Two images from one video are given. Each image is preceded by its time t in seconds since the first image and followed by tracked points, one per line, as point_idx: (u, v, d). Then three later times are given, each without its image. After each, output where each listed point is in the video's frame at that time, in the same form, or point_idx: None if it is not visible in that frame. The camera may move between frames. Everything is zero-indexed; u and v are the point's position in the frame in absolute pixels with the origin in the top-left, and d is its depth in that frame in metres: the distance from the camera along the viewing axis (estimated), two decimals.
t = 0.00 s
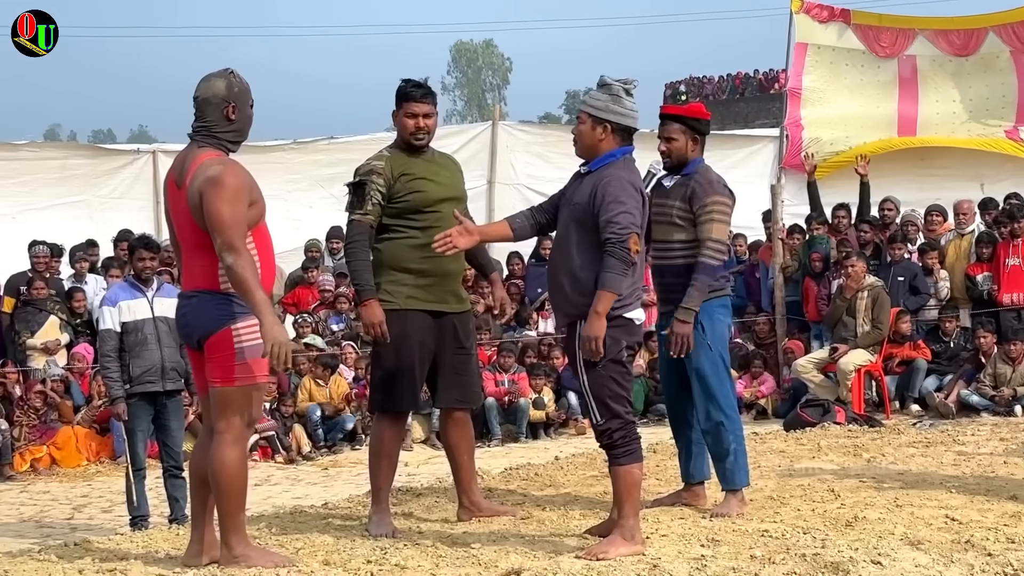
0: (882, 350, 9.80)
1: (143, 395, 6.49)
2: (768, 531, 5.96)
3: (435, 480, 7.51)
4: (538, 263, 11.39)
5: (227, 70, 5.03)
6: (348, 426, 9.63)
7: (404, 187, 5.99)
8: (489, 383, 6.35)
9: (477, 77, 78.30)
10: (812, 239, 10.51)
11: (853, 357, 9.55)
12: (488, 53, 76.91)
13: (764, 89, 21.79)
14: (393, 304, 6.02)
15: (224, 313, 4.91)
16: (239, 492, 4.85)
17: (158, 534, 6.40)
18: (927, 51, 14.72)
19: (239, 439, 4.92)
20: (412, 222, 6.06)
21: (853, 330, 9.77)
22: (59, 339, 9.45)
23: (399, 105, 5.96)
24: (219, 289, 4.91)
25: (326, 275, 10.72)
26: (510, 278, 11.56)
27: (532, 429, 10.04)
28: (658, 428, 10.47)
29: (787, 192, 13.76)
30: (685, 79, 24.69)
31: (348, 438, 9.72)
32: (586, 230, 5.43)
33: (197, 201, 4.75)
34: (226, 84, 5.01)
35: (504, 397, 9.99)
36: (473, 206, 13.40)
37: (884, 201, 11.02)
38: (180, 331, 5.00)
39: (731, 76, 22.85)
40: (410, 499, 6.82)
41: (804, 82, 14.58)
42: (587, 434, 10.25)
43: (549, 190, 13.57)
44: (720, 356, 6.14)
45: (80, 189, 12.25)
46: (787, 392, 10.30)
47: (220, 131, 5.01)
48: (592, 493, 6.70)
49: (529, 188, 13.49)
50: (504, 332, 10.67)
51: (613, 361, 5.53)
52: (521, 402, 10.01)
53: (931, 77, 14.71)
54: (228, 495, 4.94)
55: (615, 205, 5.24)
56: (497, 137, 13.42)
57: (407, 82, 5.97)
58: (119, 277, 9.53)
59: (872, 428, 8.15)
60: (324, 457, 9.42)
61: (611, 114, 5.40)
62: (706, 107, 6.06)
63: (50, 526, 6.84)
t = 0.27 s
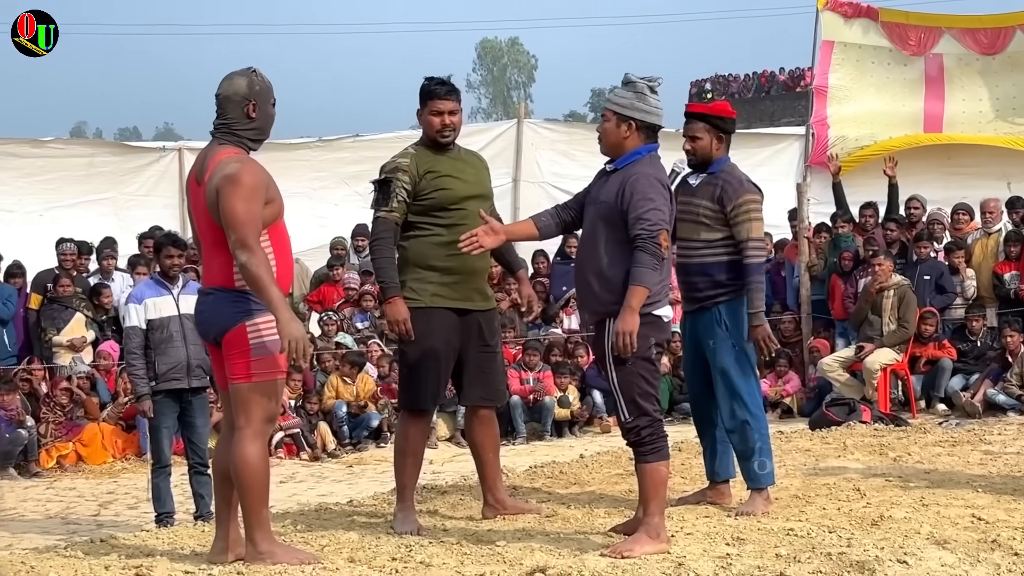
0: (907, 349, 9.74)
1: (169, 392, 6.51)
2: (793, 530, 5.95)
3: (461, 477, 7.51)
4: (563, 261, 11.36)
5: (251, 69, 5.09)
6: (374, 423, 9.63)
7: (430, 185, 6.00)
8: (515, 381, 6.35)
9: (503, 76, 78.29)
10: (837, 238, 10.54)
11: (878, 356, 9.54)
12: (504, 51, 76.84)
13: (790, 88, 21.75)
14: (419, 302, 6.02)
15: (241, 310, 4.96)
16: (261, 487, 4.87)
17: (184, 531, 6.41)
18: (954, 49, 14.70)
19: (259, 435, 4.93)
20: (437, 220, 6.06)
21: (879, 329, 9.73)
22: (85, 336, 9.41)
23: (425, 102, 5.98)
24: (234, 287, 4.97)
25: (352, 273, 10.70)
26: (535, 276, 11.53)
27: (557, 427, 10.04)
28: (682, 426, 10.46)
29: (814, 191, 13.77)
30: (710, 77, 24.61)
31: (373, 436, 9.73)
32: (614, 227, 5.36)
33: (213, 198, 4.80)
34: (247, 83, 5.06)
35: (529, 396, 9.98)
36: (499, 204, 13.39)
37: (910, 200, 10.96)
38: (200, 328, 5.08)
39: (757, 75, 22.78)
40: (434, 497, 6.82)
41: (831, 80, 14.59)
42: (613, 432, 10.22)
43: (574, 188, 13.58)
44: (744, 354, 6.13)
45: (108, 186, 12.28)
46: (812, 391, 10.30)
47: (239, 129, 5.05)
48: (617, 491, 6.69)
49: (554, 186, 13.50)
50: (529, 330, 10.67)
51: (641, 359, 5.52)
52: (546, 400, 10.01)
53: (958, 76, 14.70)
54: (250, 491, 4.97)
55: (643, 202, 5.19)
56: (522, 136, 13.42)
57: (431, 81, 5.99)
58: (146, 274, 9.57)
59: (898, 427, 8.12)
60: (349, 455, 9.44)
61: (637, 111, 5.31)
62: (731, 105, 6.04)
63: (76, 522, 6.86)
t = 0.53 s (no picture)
0: (934, 349, 9.73)
1: (195, 389, 6.53)
2: (819, 530, 5.94)
3: (485, 475, 7.51)
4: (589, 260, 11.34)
5: (268, 65, 5.10)
6: (400, 420, 9.65)
7: (455, 182, 6.00)
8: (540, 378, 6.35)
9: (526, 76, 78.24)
10: (862, 236, 10.59)
11: (905, 355, 9.49)
12: (519, 51, 76.76)
13: (816, 87, 21.68)
14: (444, 300, 6.03)
15: (259, 307, 4.99)
16: (284, 485, 4.87)
17: (209, 529, 6.44)
18: (980, 49, 14.65)
19: (281, 431, 4.95)
20: (462, 217, 6.06)
21: (904, 328, 9.68)
22: (110, 333, 9.37)
23: (449, 101, 5.97)
24: (250, 284, 5.00)
25: (376, 270, 10.63)
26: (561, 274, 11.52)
27: (581, 425, 10.06)
28: (706, 426, 10.44)
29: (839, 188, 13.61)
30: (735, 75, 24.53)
31: (398, 434, 9.74)
32: (640, 223, 5.34)
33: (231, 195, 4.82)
34: (262, 81, 5.07)
35: (554, 394, 9.95)
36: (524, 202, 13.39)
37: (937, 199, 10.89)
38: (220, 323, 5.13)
39: (782, 74, 22.71)
40: (459, 495, 6.83)
41: (856, 79, 14.57)
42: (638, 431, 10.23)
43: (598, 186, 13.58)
44: (776, 353, 6.11)
45: (133, 184, 12.34)
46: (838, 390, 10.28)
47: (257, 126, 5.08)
48: (642, 490, 6.69)
49: (579, 184, 13.52)
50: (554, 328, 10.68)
51: (667, 357, 5.52)
52: (571, 399, 9.97)
53: (983, 76, 14.69)
54: (273, 488, 4.99)
55: (670, 199, 5.14)
56: (547, 134, 13.40)
57: (453, 79, 5.97)
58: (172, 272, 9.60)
59: (923, 427, 8.10)
60: (374, 453, 9.43)
61: (666, 110, 5.29)
62: (750, 103, 6.02)
63: (101, 519, 6.90)
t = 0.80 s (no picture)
0: (955, 350, 9.68)
1: (214, 387, 6.52)
2: (838, 530, 5.93)
3: (505, 474, 7.52)
4: (607, 259, 11.42)
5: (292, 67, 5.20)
6: (419, 418, 9.69)
7: (473, 181, 6.00)
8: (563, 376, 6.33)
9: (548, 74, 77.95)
10: (879, 236, 10.60)
11: (925, 355, 9.48)
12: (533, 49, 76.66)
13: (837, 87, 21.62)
14: (464, 299, 6.04)
15: (277, 306, 5.03)
16: (305, 483, 4.90)
17: (228, 526, 6.47)
18: (1001, 49, 14.44)
19: (301, 428, 4.97)
20: (481, 216, 6.06)
21: (925, 328, 9.70)
22: (132, 330, 9.44)
23: (477, 100, 5.97)
24: (269, 282, 5.04)
25: (394, 269, 10.51)
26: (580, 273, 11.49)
27: (601, 424, 10.06)
28: (725, 425, 10.42)
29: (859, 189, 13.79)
30: (756, 74, 24.43)
31: (417, 433, 9.78)
32: (659, 222, 5.33)
33: (250, 193, 4.86)
34: (289, 82, 5.16)
35: (574, 392, 9.96)
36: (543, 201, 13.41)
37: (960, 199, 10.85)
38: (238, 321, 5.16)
39: (804, 73, 22.62)
40: (478, 494, 6.84)
41: (877, 78, 14.25)
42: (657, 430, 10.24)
43: (618, 185, 13.57)
44: (792, 354, 6.10)
45: (153, 182, 12.36)
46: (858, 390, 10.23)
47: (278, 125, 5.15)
48: (662, 489, 6.69)
49: (599, 183, 13.50)
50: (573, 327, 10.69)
51: (687, 357, 5.52)
52: (591, 398, 9.98)
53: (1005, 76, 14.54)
54: (294, 485, 5.02)
55: (689, 199, 5.12)
56: (567, 132, 13.39)
57: (474, 79, 6.00)
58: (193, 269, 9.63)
59: (944, 427, 8.08)
60: (393, 451, 9.43)
61: (689, 109, 5.28)
62: (772, 102, 6.03)
63: (121, 517, 6.93)
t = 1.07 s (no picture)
0: (966, 350, 9.64)
1: (223, 386, 6.58)
2: (847, 531, 5.93)
3: (514, 473, 7.53)
4: (619, 257, 11.38)
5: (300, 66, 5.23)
6: (427, 416, 9.66)
7: (484, 180, 6.00)
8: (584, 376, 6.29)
9: (559, 71, 77.69)
10: (890, 236, 10.55)
11: (938, 355, 9.46)
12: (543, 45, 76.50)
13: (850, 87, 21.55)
14: (474, 298, 6.06)
15: (288, 305, 5.07)
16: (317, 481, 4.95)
17: (238, 524, 6.51)
18: (1012, 49, 14.52)
19: (313, 426, 5.02)
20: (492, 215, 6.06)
21: (937, 328, 9.62)
22: (144, 328, 9.43)
23: (492, 100, 5.98)
24: (281, 280, 5.09)
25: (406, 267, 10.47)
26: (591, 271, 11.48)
27: (611, 423, 10.07)
28: (737, 424, 10.41)
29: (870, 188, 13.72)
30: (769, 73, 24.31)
31: (428, 430, 9.77)
32: (668, 222, 5.34)
33: (265, 190, 4.94)
34: (299, 81, 5.19)
35: (584, 392, 9.95)
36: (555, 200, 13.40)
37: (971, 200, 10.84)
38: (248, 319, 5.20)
39: (817, 71, 22.54)
40: (487, 492, 6.85)
41: (888, 79, 14.14)
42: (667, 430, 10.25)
43: (631, 185, 13.55)
44: (801, 354, 6.09)
45: (166, 180, 12.38)
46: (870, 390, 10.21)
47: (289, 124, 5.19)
48: (671, 489, 6.69)
49: (611, 182, 13.48)
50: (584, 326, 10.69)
51: (695, 356, 5.53)
52: (601, 397, 9.96)
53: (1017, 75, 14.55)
54: (305, 482, 5.07)
55: (699, 200, 5.13)
56: (579, 131, 13.39)
57: (485, 79, 6.02)
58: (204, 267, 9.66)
59: (955, 427, 8.06)
60: (404, 449, 9.44)
61: (699, 109, 5.27)
62: (786, 103, 6.02)
63: (132, 514, 6.96)
